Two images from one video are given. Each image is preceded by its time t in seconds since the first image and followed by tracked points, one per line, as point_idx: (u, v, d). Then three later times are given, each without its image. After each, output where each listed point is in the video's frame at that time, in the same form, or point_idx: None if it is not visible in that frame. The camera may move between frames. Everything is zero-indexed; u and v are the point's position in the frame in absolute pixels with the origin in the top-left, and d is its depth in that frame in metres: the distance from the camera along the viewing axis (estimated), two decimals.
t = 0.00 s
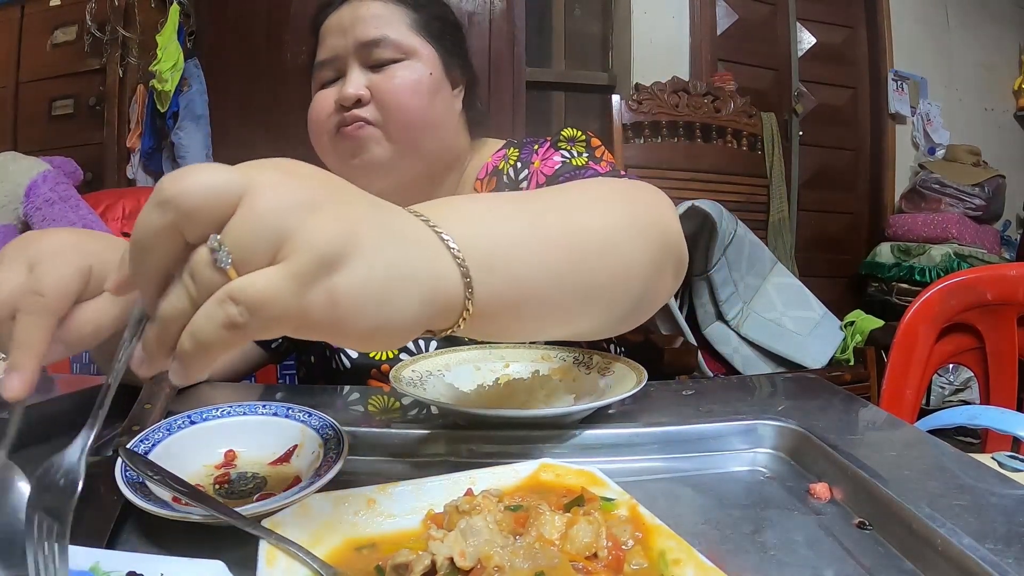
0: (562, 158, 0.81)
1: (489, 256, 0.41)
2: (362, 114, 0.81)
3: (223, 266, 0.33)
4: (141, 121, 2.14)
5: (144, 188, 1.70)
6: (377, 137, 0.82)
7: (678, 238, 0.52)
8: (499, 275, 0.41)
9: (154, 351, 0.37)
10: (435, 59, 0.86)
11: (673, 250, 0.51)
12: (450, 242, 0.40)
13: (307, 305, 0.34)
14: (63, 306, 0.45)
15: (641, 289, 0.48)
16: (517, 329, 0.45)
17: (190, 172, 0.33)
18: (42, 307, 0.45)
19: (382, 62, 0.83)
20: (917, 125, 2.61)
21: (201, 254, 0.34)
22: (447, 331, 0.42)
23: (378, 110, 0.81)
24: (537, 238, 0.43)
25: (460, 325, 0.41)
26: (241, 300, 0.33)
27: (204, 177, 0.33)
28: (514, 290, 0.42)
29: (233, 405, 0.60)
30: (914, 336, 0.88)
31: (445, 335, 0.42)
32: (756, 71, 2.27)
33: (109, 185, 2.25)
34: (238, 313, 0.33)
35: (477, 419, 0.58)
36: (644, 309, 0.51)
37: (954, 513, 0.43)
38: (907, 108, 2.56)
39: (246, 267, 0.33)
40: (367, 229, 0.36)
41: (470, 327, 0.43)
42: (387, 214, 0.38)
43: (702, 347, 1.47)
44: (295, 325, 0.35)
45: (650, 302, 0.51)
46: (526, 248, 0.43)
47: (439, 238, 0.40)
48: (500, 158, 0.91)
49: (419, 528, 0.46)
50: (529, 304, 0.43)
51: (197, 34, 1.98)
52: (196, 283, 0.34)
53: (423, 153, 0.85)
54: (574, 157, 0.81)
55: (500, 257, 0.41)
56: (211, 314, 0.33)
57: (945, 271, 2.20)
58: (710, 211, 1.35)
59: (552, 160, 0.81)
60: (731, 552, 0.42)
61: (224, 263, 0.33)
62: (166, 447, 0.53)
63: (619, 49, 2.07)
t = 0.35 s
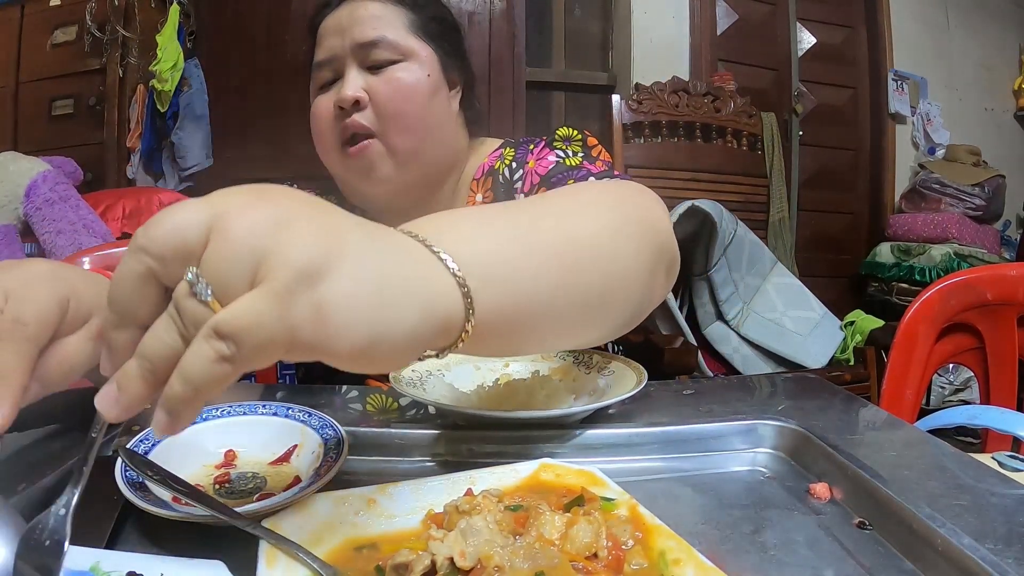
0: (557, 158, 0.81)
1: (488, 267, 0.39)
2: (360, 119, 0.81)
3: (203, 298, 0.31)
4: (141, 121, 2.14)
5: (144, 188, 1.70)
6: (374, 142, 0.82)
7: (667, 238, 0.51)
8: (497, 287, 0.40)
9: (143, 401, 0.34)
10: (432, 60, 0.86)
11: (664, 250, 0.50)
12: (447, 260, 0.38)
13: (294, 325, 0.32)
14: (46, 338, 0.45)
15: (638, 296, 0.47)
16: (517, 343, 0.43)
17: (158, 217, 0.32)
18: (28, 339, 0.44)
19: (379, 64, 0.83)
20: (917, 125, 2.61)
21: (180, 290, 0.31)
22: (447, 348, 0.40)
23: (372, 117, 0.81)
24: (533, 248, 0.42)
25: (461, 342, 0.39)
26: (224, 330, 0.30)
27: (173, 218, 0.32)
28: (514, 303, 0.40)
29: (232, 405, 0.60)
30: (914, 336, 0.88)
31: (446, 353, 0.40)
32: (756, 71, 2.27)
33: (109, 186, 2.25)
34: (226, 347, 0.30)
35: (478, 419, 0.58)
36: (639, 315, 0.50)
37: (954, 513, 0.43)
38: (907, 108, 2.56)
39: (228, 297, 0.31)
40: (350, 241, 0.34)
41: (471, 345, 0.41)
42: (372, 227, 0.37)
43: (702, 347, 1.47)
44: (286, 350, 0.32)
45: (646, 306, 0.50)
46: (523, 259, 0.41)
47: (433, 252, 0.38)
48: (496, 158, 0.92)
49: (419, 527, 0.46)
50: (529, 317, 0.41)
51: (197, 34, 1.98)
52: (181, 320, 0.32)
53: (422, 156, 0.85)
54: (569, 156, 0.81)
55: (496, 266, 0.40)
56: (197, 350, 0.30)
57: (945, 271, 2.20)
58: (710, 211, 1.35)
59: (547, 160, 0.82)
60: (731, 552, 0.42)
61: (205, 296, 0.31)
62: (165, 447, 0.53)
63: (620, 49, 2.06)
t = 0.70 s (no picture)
0: (555, 156, 0.82)
1: (472, 266, 0.39)
2: (364, 120, 0.82)
3: (182, 308, 0.31)
4: (141, 121, 2.14)
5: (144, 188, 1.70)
6: (377, 143, 0.82)
7: (662, 237, 0.50)
8: (483, 285, 0.39)
9: (133, 418, 0.34)
10: (434, 61, 0.86)
11: (658, 249, 0.49)
12: (431, 262, 0.37)
13: (272, 328, 0.31)
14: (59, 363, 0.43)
15: (632, 296, 0.47)
16: (507, 347, 0.43)
17: (135, 236, 0.33)
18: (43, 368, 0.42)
19: (382, 64, 0.83)
20: (917, 125, 2.61)
21: (159, 304, 0.31)
22: (435, 352, 0.39)
23: (376, 116, 0.81)
24: (519, 250, 0.41)
25: (448, 344, 0.38)
26: (202, 339, 0.30)
27: (149, 235, 0.33)
28: (502, 304, 0.40)
29: (232, 404, 0.60)
30: (914, 336, 0.88)
31: (434, 357, 0.39)
32: (757, 71, 2.27)
33: (109, 185, 2.25)
34: (205, 357, 0.30)
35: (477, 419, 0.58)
36: (634, 315, 0.50)
37: (954, 513, 0.43)
38: (907, 108, 2.56)
39: (205, 305, 0.31)
40: (327, 242, 0.34)
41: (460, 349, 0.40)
42: (352, 231, 0.36)
43: (702, 347, 1.47)
44: (267, 354, 0.31)
45: (642, 306, 0.49)
46: (508, 260, 0.40)
47: (416, 254, 0.37)
48: (497, 155, 0.91)
49: (418, 527, 0.46)
50: (518, 318, 0.41)
51: (197, 34, 1.98)
52: (163, 334, 0.32)
53: (424, 158, 0.85)
54: (567, 155, 0.82)
55: (482, 266, 0.39)
56: (180, 361, 0.30)
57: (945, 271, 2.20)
58: (710, 210, 1.35)
59: (545, 158, 0.82)
60: (731, 552, 0.42)
61: (183, 306, 0.31)
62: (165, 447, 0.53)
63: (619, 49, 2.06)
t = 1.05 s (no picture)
0: (552, 154, 0.82)
1: (445, 254, 0.39)
2: (366, 118, 0.81)
3: (145, 291, 0.31)
4: (141, 121, 2.14)
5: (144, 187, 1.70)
6: (377, 138, 0.82)
7: (648, 236, 0.51)
8: (456, 269, 0.39)
9: (105, 407, 0.34)
10: (438, 61, 0.86)
11: (643, 247, 0.50)
12: (405, 252, 0.37)
13: (234, 309, 0.30)
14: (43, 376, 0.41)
15: (618, 292, 0.47)
16: (482, 339, 0.43)
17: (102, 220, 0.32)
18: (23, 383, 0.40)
19: (385, 64, 0.83)
20: (917, 124, 2.61)
21: (124, 284, 0.31)
22: (406, 343, 0.39)
23: (379, 113, 0.81)
24: (493, 239, 0.41)
25: (417, 337, 0.38)
26: (162, 321, 0.29)
27: (117, 219, 0.32)
28: (475, 294, 0.40)
29: (232, 404, 0.60)
30: (913, 336, 0.88)
31: (404, 348, 0.39)
32: (756, 71, 2.27)
33: (109, 185, 2.25)
34: (168, 340, 0.30)
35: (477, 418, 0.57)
36: (621, 312, 0.50)
37: (954, 513, 0.43)
38: (907, 107, 2.56)
39: (168, 287, 0.30)
40: (294, 226, 0.33)
41: (431, 340, 0.40)
42: (321, 218, 0.36)
43: (702, 347, 1.47)
44: (229, 337, 0.31)
45: (627, 305, 0.50)
46: (482, 250, 0.40)
47: (388, 243, 0.37)
48: (495, 153, 0.90)
49: (418, 527, 0.46)
50: (491, 310, 0.41)
51: (197, 33, 1.98)
52: (129, 316, 0.31)
53: (424, 157, 0.85)
54: (563, 153, 0.82)
55: (456, 252, 0.39)
56: (142, 345, 0.30)
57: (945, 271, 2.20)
58: (710, 210, 1.35)
59: (542, 156, 0.82)
60: (731, 552, 0.42)
61: (147, 289, 0.31)
62: (165, 447, 0.53)
63: (619, 48, 2.06)
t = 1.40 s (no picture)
0: (547, 156, 0.83)
1: (434, 270, 0.38)
2: (363, 119, 0.81)
3: (127, 306, 0.30)
4: (141, 120, 2.14)
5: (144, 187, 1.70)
6: (376, 145, 0.82)
7: (645, 241, 0.50)
8: (450, 292, 0.39)
9: (85, 421, 0.34)
10: (436, 62, 0.86)
11: (639, 254, 0.49)
12: (397, 272, 0.37)
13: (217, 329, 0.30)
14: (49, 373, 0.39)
15: (611, 302, 0.46)
16: (471, 355, 0.42)
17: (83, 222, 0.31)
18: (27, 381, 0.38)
19: (384, 64, 0.83)
20: (917, 124, 2.61)
21: (105, 298, 0.30)
22: (395, 362, 0.38)
23: (375, 114, 0.81)
24: (482, 256, 0.40)
25: (407, 356, 0.38)
26: (144, 341, 0.29)
27: (99, 223, 0.31)
28: (466, 311, 0.39)
29: (232, 404, 0.60)
30: (913, 336, 0.88)
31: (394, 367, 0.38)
32: (756, 70, 2.27)
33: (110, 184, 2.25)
34: (148, 362, 0.29)
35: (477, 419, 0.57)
36: (617, 318, 0.49)
37: (954, 512, 0.43)
38: (907, 107, 2.56)
39: (151, 303, 0.30)
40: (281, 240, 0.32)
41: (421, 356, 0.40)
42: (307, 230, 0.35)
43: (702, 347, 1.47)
44: (212, 358, 0.31)
45: (622, 311, 0.49)
46: (470, 263, 0.40)
47: (379, 260, 0.36)
48: (491, 154, 0.90)
49: (418, 527, 0.46)
50: (483, 327, 0.41)
51: (197, 33, 1.97)
52: (109, 332, 0.31)
53: (422, 158, 0.85)
54: (558, 155, 0.83)
55: (447, 272, 0.39)
56: (125, 364, 0.30)
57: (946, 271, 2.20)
58: (710, 210, 1.36)
59: (537, 157, 0.83)
60: (731, 552, 0.42)
61: (130, 305, 0.30)
62: (164, 447, 0.53)
63: (620, 48, 2.06)
